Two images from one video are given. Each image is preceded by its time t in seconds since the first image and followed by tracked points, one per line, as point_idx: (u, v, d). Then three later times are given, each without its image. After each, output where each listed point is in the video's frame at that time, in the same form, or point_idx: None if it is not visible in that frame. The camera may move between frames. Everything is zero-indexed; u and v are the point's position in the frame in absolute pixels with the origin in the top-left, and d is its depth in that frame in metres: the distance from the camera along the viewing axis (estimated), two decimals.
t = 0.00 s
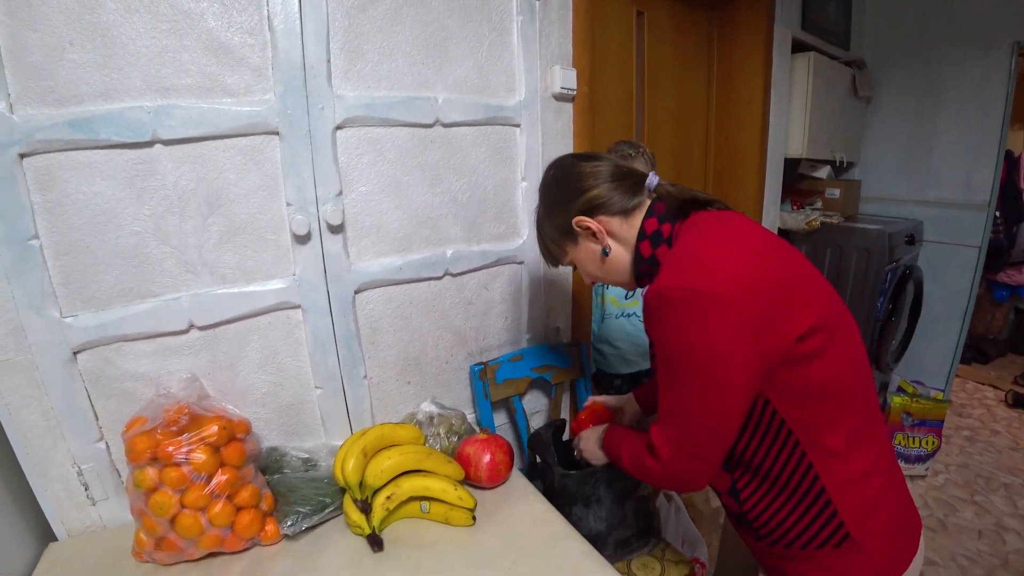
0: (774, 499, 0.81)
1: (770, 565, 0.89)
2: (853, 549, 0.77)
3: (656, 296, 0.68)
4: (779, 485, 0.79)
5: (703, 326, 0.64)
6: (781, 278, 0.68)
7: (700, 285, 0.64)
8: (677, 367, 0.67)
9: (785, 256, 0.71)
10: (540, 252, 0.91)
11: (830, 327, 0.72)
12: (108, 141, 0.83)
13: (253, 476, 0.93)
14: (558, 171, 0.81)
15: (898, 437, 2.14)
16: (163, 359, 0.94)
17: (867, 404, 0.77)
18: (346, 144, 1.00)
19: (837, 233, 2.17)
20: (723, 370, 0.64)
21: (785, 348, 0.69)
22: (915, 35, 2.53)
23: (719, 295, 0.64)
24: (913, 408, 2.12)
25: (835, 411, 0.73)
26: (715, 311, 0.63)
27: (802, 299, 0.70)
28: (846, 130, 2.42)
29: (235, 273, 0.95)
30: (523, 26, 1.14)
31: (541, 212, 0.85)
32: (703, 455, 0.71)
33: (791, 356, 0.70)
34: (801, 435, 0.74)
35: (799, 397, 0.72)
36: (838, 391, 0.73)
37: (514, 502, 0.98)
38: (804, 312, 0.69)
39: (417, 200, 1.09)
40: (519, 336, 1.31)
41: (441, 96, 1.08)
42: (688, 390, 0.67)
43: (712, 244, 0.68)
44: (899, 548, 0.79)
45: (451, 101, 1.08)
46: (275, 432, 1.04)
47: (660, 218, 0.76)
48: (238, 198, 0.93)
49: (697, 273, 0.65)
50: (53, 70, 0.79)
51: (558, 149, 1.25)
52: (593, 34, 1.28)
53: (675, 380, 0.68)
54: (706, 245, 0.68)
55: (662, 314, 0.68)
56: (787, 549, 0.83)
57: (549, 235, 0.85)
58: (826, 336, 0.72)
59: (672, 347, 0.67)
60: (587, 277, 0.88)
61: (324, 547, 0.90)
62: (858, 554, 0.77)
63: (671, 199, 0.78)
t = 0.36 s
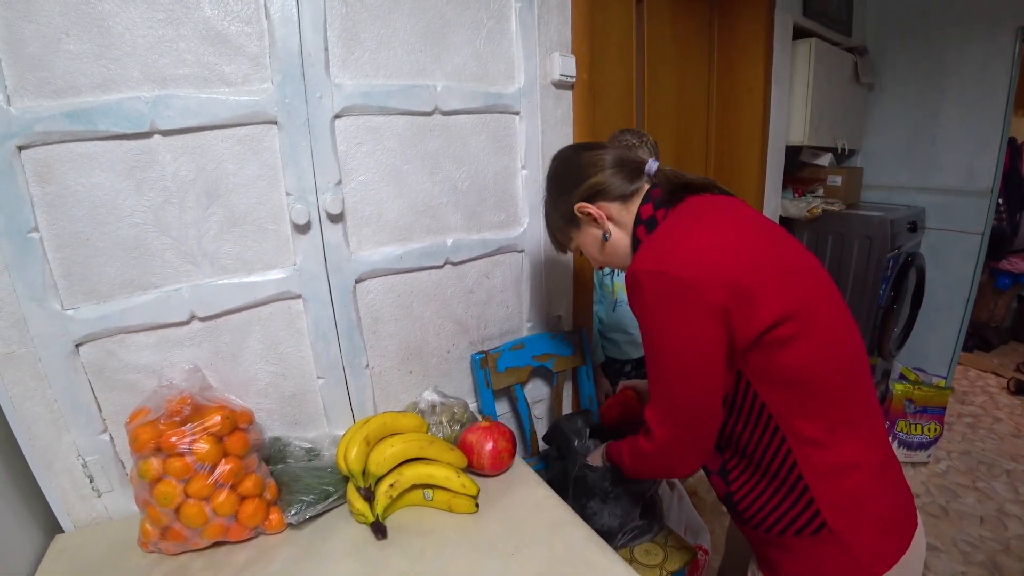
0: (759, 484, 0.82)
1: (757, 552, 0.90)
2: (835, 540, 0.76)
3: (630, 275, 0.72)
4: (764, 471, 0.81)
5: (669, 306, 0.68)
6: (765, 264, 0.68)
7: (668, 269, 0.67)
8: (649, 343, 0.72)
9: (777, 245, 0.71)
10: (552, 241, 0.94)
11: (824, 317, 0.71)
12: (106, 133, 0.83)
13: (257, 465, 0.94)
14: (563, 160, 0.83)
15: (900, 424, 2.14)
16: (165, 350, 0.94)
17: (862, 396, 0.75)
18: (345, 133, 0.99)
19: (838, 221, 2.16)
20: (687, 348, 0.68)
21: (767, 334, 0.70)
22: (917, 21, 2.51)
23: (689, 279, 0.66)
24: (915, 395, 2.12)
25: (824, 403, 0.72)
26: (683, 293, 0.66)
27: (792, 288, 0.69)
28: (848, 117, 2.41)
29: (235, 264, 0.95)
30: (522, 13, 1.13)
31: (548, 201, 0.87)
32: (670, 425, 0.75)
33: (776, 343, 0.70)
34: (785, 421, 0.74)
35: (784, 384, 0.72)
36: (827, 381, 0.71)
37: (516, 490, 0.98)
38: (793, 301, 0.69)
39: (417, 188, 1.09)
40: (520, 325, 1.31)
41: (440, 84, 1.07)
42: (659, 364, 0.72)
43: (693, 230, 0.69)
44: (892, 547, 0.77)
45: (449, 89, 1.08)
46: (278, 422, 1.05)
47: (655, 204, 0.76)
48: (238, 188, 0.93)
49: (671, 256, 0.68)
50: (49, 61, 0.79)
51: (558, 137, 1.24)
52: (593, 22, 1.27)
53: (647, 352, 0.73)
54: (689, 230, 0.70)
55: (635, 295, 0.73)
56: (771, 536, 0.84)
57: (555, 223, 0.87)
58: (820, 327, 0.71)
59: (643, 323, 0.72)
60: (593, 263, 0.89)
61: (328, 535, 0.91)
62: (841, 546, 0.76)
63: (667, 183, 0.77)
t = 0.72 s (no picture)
0: (757, 473, 0.81)
1: (754, 541, 0.90)
2: (832, 529, 0.76)
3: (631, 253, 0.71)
4: (763, 459, 0.80)
5: (671, 284, 0.67)
6: (769, 245, 0.67)
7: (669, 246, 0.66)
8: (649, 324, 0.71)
9: (781, 227, 0.70)
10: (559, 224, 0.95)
11: (828, 302, 0.70)
12: (96, 120, 0.81)
13: (251, 455, 0.93)
14: (568, 137, 0.83)
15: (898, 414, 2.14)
16: (158, 340, 0.93)
17: (864, 384, 0.75)
18: (338, 120, 0.98)
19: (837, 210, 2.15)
20: (689, 328, 0.67)
21: (769, 318, 0.69)
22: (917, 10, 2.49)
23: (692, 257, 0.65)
24: (913, 384, 2.12)
25: (826, 389, 0.72)
26: (685, 271, 0.66)
27: (796, 271, 0.69)
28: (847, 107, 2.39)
29: (228, 252, 0.94)
30: None
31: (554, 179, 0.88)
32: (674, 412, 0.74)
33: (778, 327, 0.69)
34: (787, 410, 0.73)
35: (785, 371, 0.71)
36: (828, 367, 0.71)
37: (512, 478, 0.98)
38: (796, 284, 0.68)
39: (412, 175, 1.08)
40: (517, 314, 1.30)
41: (434, 70, 1.06)
42: (659, 345, 0.70)
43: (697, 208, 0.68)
44: (891, 536, 0.76)
45: (444, 75, 1.06)
46: (273, 412, 1.04)
47: (660, 181, 0.75)
48: (230, 176, 0.92)
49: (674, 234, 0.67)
50: (36, 47, 0.77)
51: (555, 125, 1.23)
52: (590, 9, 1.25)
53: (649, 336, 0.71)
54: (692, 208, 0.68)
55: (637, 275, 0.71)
56: (769, 525, 0.83)
57: (559, 200, 0.88)
58: (824, 312, 0.70)
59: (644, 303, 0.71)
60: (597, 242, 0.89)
61: (324, 524, 0.90)
62: (839, 536, 0.76)
63: (672, 161, 0.76)
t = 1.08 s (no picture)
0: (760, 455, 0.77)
1: (738, 519, 0.87)
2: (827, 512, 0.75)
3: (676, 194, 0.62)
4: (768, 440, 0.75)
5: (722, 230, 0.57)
6: (822, 209, 0.64)
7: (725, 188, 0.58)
8: (686, 278, 0.61)
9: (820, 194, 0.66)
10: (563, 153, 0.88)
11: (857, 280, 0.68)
12: (69, 97, 0.77)
13: (239, 444, 0.90)
14: (598, 59, 0.75)
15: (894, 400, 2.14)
16: (142, 327, 0.90)
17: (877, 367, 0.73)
18: (325, 96, 0.94)
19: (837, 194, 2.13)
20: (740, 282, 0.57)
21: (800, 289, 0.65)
22: None
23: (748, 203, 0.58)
24: (910, 369, 2.10)
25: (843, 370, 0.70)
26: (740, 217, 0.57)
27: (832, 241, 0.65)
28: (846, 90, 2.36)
29: (212, 236, 0.91)
30: None
31: (572, 105, 0.80)
32: (703, 389, 0.63)
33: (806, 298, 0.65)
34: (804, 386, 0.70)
35: (810, 348, 0.68)
36: (855, 349, 0.69)
37: (507, 465, 0.96)
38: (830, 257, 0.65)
39: (402, 155, 1.04)
40: (511, 298, 1.28)
41: (425, 45, 1.02)
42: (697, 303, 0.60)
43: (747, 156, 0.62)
44: (876, 520, 0.77)
45: (435, 50, 1.03)
46: (261, 399, 1.01)
47: (699, 123, 0.70)
48: (213, 156, 0.88)
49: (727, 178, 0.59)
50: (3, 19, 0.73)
51: (550, 103, 1.20)
52: None
53: (681, 294, 0.61)
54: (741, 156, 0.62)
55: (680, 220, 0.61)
56: (761, 508, 0.80)
57: (577, 128, 0.80)
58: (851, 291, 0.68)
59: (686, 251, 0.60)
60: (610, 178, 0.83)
61: (315, 514, 0.88)
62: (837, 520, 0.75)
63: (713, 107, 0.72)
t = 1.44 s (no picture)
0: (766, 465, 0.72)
1: (713, 522, 0.84)
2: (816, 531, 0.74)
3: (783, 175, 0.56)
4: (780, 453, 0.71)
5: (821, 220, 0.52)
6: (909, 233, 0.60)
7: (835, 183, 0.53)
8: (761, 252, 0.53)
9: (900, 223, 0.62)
10: (615, 77, 0.71)
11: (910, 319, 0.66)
12: (53, 88, 0.74)
13: (228, 449, 0.89)
14: None
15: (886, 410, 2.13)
16: (129, 326, 0.87)
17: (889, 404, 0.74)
18: (321, 91, 0.91)
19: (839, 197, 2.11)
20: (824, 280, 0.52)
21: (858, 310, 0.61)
22: None
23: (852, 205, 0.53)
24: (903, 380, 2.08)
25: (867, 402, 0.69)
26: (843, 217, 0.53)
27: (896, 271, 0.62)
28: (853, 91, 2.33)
29: (202, 234, 0.88)
30: None
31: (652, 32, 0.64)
32: (728, 376, 0.54)
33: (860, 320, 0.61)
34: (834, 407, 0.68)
35: (851, 378, 0.66)
36: (888, 381, 0.68)
37: (499, 474, 0.94)
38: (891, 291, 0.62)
39: (399, 154, 1.02)
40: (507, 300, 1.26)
41: (425, 40, 0.99)
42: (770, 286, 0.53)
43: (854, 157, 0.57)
44: (850, 546, 0.77)
45: (436, 46, 0.99)
46: (251, 401, 0.99)
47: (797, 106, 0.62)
48: (202, 151, 0.85)
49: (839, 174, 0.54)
50: None
51: (552, 102, 1.17)
52: None
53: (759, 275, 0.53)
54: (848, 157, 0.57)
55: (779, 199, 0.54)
56: (748, 521, 0.78)
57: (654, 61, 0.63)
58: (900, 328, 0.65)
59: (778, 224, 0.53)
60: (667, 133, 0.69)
61: (303, 522, 0.86)
62: (825, 541, 0.75)
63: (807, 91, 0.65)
